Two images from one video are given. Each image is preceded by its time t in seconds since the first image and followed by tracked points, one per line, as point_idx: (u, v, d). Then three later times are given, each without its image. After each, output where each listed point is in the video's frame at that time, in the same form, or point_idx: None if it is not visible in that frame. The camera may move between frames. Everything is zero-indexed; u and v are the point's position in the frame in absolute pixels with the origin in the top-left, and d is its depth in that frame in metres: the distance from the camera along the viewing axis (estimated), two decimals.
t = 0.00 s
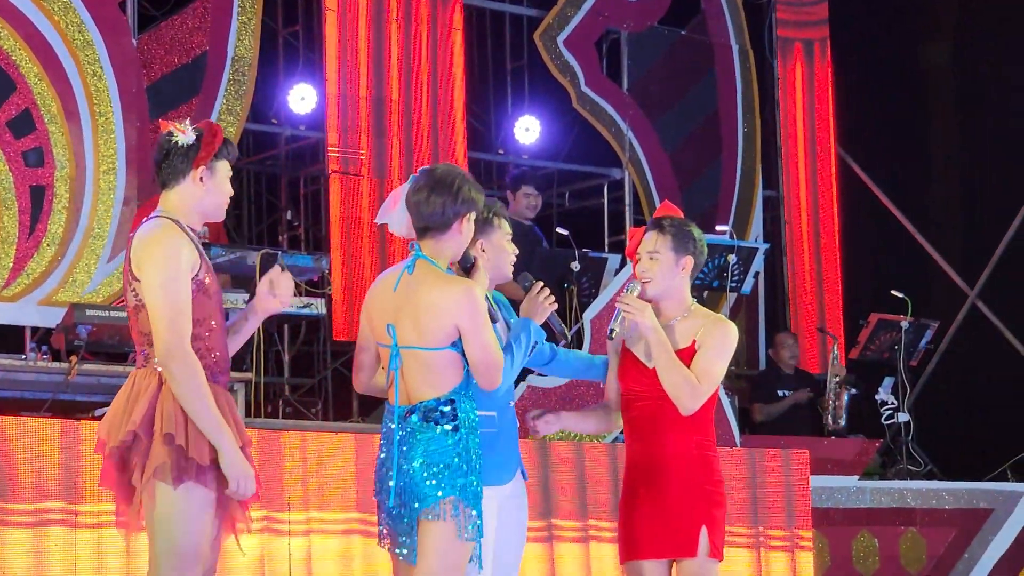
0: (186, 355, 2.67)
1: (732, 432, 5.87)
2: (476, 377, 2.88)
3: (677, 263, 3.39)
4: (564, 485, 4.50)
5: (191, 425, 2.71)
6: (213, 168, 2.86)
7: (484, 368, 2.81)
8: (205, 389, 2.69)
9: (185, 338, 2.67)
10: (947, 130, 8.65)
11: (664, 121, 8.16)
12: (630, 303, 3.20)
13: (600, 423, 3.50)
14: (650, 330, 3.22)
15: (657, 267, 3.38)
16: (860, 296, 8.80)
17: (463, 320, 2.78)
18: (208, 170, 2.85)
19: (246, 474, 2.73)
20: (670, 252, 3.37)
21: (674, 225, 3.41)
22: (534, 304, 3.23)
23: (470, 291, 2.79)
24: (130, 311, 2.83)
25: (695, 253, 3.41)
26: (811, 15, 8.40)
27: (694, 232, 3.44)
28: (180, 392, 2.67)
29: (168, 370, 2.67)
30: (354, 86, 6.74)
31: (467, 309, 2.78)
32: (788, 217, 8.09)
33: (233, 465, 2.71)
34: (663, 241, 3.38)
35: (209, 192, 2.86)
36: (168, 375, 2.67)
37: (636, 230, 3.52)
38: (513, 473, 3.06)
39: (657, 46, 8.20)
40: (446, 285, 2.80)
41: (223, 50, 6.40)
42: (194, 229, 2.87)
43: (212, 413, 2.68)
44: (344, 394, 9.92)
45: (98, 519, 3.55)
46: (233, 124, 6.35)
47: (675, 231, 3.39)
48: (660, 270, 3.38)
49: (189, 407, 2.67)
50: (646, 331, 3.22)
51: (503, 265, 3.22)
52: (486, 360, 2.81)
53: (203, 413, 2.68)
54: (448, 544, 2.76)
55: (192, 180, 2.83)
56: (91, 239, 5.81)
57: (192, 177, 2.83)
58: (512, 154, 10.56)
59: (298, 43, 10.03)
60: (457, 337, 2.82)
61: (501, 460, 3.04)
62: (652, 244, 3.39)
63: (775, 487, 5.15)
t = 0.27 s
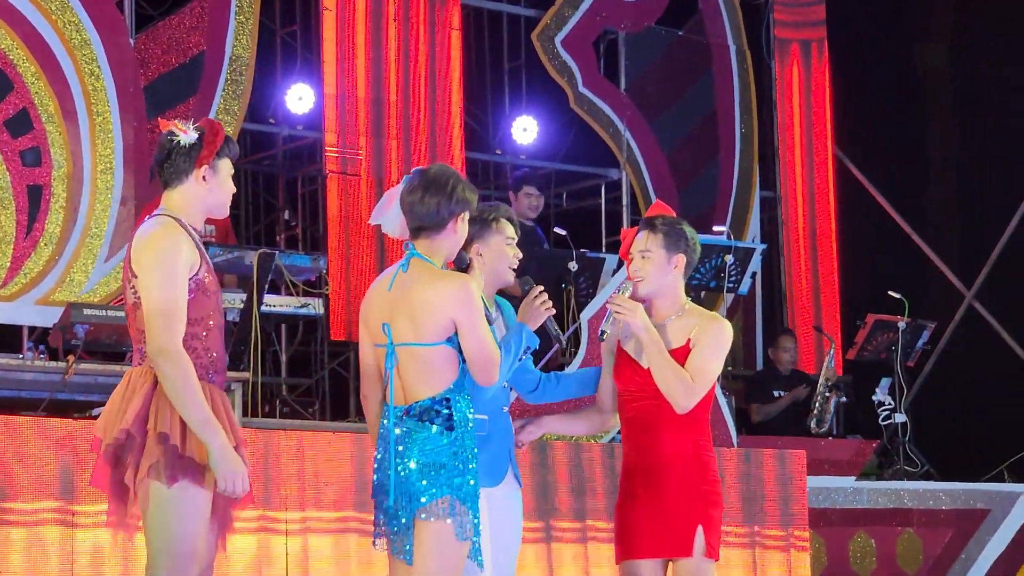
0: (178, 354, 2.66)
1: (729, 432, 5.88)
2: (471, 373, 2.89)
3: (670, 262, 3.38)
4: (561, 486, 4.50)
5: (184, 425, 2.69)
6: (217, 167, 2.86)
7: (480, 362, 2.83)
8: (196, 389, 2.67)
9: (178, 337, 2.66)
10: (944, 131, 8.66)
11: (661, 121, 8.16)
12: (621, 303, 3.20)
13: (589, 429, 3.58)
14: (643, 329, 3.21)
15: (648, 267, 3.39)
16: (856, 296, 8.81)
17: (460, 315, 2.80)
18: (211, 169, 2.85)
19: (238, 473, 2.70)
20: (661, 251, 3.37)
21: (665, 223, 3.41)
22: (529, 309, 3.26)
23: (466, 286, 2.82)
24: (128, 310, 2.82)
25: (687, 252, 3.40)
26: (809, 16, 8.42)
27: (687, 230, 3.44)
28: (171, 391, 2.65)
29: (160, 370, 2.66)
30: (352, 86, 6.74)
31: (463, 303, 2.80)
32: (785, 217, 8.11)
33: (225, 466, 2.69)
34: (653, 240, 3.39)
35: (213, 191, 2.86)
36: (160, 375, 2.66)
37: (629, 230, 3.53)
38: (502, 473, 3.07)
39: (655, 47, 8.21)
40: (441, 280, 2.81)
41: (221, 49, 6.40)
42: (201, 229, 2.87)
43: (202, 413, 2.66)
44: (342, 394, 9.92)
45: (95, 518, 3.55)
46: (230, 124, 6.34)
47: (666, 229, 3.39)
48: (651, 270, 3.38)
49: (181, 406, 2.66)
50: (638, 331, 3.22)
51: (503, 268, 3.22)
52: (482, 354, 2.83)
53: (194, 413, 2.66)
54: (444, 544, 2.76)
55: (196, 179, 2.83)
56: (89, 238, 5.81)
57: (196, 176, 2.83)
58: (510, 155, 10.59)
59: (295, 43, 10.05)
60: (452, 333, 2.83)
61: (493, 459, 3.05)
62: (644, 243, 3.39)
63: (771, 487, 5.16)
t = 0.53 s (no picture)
0: (183, 355, 2.67)
1: (728, 433, 5.88)
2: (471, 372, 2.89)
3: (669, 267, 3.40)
4: (561, 487, 4.50)
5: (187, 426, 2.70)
6: (215, 167, 2.87)
7: (481, 359, 2.81)
8: (202, 390, 2.68)
9: (183, 338, 2.67)
10: (943, 132, 8.67)
11: (660, 122, 8.16)
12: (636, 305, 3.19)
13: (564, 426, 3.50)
14: (651, 334, 3.22)
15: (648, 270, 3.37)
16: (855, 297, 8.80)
17: (459, 313, 2.79)
18: (210, 170, 2.85)
19: (240, 477, 2.69)
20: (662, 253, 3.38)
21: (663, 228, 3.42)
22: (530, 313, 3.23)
23: (464, 284, 2.81)
24: (128, 311, 2.82)
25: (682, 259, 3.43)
26: (808, 17, 8.42)
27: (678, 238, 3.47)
28: (177, 393, 2.67)
29: (165, 371, 2.67)
30: (351, 87, 6.74)
31: (463, 300, 2.80)
32: (784, 218, 8.13)
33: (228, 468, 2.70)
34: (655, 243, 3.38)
35: (210, 192, 2.86)
36: (165, 376, 2.68)
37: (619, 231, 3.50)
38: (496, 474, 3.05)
39: (654, 48, 8.21)
40: (439, 278, 2.81)
41: (220, 50, 6.39)
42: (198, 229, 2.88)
43: (207, 414, 2.68)
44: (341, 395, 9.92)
45: (95, 520, 3.55)
46: (229, 125, 6.34)
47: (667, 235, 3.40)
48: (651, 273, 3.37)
49: (186, 408, 2.67)
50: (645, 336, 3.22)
51: (497, 271, 3.22)
52: (483, 352, 2.82)
53: (201, 414, 2.67)
54: (444, 543, 2.76)
55: (194, 180, 2.83)
56: (88, 239, 5.81)
57: (194, 177, 2.83)
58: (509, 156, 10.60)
59: (294, 44, 10.06)
60: (452, 330, 2.83)
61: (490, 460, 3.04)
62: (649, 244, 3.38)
63: (769, 489, 5.17)
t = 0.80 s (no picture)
0: (190, 358, 2.68)
1: (728, 434, 5.88)
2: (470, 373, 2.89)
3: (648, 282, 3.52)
4: (560, 488, 4.50)
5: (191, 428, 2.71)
6: (211, 169, 2.87)
7: (479, 362, 2.83)
8: (207, 392, 2.70)
9: (190, 341, 2.68)
10: (942, 134, 8.67)
11: (659, 123, 8.15)
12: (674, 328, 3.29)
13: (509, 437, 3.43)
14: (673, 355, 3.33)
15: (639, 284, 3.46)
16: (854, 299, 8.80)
17: (459, 313, 2.80)
18: (206, 171, 2.85)
19: (249, 478, 2.73)
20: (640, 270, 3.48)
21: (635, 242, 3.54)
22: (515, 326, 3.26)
23: (464, 284, 2.82)
24: (125, 312, 2.81)
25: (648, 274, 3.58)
26: (807, 18, 8.43)
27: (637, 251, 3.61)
28: (185, 394, 2.68)
29: (172, 372, 2.68)
30: (350, 88, 6.73)
31: (464, 301, 2.81)
32: (782, 219, 8.15)
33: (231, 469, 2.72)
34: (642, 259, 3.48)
35: (206, 193, 2.86)
36: (171, 377, 2.68)
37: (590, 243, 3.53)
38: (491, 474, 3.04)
39: (653, 49, 8.22)
40: (440, 279, 2.82)
41: (220, 51, 6.39)
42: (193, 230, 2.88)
43: (213, 416, 2.70)
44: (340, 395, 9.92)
45: (93, 520, 3.55)
46: (229, 125, 6.33)
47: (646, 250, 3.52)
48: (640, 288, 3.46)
49: (192, 409, 2.69)
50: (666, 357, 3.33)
51: (492, 278, 3.24)
52: (482, 354, 2.82)
53: (208, 417, 2.69)
54: (445, 543, 2.77)
55: (189, 181, 2.83)
56: (87, 240, 5.80)
57: (190, 178, 2.83)
58: (508, 156, 10.60)
59: (293, 44, 10.06)
60: (452, 331, 2.83)
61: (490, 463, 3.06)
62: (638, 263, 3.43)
63: (768, 489, 5.17)
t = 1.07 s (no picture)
0: (188, 359, 2.69)
1: (726, 434, 5.87)
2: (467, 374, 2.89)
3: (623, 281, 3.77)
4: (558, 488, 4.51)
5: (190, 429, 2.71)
6: (205, 170, 2.87)
7: (477, 365, 2.82)
8: (206, 393, 2.71)
9: (188, 342, 2.69)
10: (941, 135, 8.67)
11: (658, 123, 8.15)
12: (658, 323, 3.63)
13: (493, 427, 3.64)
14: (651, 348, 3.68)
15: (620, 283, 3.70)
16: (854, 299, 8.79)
17: (458, 314, 2.81)
18: (200, 171, 2.86)
19: (250, 477, 2.74)
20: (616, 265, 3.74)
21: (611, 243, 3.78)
22: (506, 324, 3.24)
23: (463, 285, 2.84)
24: (121, 313, 2.81)
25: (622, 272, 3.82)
26: (806, 19, 8.43)
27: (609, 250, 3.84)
28: (184, 394, 2.68)
29: (170, 373, 2.68)
30: (348, 88, 6.74)
31: (463, 301, 2.82)
32: (781, 219, 8.15)
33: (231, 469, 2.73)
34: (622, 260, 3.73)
35: (200, 194, 2.86)
36: (170, 378, 2.68)
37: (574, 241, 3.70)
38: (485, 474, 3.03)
39: (652, 50, 8.22)
40: (439, 279, 2.83)
41: (218, 51, 6.38)
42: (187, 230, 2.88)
43: (212, 417, 2.70)
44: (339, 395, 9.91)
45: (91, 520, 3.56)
46: (228, 126, 6.33)
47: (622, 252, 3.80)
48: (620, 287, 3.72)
49: (191, 411, 2.69)
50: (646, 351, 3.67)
51: (482, 275, 3.35)
52: (481, 356, 2.82)
53: (207, 419, 2.70)
54: (443, 544, 2.77)
55: (183, 182, 2.84)
56: (86, 240, 5.79)
57: (184, 178, 2.84)
58: (507, 157, 10.58)
59: (292, 44, 10.05)
60: (450, 332, 2.83)
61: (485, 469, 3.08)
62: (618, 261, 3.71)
63: (766, 489, 5.18)
